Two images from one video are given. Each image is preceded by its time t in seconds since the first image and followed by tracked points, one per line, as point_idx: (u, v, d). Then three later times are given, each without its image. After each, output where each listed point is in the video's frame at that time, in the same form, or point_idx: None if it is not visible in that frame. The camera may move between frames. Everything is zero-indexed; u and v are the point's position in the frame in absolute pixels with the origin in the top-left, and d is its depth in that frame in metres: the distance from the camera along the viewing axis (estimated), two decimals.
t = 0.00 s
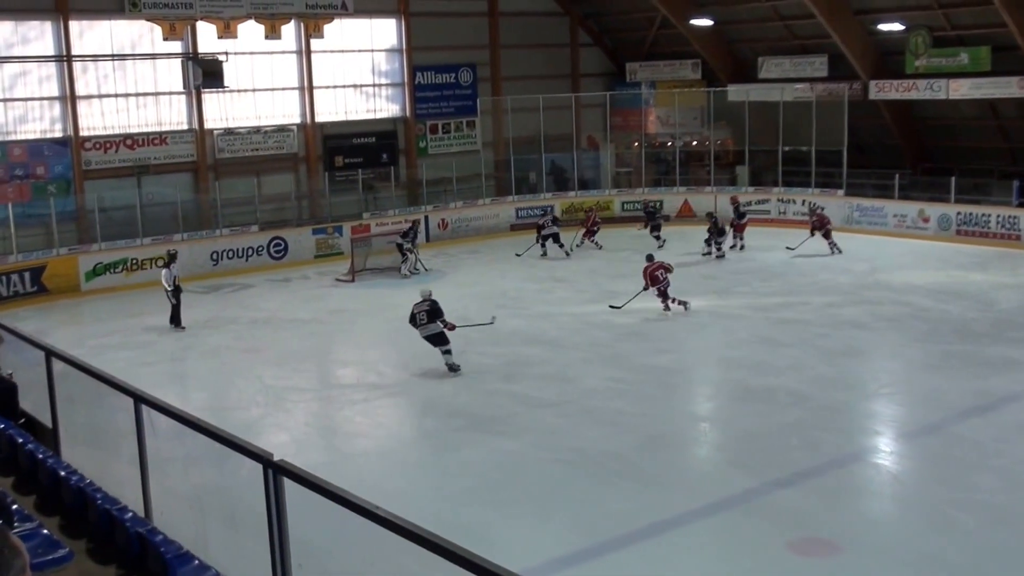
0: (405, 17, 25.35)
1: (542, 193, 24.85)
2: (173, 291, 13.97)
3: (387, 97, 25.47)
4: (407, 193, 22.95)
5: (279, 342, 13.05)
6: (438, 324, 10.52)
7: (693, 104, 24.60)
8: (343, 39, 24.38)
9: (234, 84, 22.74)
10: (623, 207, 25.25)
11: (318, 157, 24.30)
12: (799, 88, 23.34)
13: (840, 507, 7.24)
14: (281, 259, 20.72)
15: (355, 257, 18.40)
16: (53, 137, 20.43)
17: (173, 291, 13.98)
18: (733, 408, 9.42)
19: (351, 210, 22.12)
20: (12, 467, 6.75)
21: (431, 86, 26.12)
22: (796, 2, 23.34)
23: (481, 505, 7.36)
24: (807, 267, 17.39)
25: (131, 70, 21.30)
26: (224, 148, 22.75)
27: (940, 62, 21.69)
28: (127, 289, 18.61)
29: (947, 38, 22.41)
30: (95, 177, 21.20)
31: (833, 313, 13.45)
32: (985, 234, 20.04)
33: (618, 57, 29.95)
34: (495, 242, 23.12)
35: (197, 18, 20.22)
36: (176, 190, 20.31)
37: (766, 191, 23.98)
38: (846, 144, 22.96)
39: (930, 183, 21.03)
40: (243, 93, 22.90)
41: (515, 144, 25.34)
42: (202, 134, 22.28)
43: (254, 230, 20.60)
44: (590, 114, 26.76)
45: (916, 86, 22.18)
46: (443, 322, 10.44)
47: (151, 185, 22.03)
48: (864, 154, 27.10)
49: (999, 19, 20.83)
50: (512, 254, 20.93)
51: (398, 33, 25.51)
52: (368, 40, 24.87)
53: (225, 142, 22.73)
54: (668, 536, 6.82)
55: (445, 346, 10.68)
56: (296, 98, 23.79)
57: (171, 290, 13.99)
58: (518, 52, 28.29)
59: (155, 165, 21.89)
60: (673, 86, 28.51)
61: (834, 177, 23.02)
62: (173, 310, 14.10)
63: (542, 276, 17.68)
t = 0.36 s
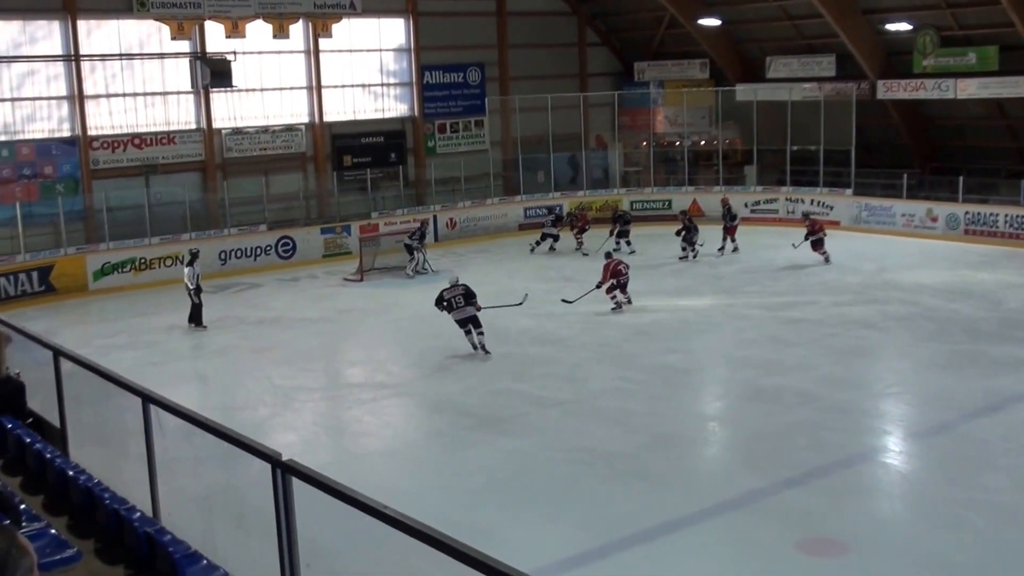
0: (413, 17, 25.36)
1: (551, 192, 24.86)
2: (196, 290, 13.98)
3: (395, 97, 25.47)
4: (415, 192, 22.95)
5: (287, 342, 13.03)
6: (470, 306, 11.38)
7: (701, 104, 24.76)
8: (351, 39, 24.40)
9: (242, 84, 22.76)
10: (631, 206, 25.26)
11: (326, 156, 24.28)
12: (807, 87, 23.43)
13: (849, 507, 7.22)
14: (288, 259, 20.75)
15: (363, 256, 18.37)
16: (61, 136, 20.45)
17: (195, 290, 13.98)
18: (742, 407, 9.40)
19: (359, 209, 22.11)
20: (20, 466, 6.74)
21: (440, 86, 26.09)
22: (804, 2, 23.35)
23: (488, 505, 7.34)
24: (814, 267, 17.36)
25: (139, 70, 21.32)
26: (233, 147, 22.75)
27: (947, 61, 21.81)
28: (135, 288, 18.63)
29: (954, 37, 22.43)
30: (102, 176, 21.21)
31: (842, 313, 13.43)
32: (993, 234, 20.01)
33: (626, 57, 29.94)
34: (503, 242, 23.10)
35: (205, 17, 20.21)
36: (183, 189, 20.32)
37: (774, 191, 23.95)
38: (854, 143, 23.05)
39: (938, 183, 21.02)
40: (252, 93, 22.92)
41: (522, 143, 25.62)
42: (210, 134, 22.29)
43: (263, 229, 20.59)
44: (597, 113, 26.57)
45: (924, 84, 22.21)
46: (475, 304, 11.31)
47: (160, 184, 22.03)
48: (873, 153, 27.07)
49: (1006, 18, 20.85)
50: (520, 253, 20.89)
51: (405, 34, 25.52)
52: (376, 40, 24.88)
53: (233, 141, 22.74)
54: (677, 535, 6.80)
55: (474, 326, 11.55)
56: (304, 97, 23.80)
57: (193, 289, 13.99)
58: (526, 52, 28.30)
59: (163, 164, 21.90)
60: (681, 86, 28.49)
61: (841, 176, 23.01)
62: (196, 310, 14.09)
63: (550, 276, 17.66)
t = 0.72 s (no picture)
0: (419, 15, 25.39)
1: (556, 192, 24.93)
2: (214, 287, 14.02)
3: (401, 96, 25.49)
4: (421, 191, 22.99)
5: (293, 340, 13.05)
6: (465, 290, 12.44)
7: (706, 103, 24.60)
8: (358, 38, 24.42)
9: (249, 83, 22.81)
10: (637, 206, 25.31)
11: (332, 155, 24.34)
12: (812, 86, 23.29)
13: (853, 506, 7.23)
14: (295, 258, 20.82)
15: (369, 255, 18.33)
16: (69, 135, 20.52)
17: (212, 286, 14.02)
18: (747, 406, 9.42)
19: (365, 208, 22.16)
20: (28, 462, 6.77)
21: (445, 85, 26.19)
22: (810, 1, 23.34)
23: (494, 503, 7.36)
24: (820, 265, 17.36)
25: (146, 69, 21.36)
26: (239, 146, 22.85)
27: (954, 61, 21.73)
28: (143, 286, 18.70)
29: (960, 36, 22.40)
30: (109, 175, 21.28)
31: (847, 311, 13.43)
32: (998, 233, 19.98)
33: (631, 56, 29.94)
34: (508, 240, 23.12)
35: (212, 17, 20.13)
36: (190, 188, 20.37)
37: (779, 190, 23.94)
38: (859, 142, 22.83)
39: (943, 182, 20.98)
40: (258, 92, 22.97)
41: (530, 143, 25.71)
42: (216, 133, 22.34)
43: (269, 228, 20.64)
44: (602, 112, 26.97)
45: (930, 83, 22.17)
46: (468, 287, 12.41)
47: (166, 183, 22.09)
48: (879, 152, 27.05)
49: (1012, 17, 20.80)
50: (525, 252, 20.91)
51: (412, 33, 25.53)
52: (382, 38, 24.90)
53: (240, 140, 22.83)
54: (683, 534, 6.82)
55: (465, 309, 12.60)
56: (310, 96, 23.84)
57: (209, 287, 14.04)
58: (532, 51, 28.33)
59: (170, 163, 21.95)
60: (687, 85, 28.50)
61: (846, 175, 22.96)
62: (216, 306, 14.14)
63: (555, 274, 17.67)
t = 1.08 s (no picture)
0: (425, 13, 25.43)
1: (562, 189, 24.90)
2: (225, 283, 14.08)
3: (407, 93, 25.46)
4: (427, 188, 23.01)
5: (300, 337, 13.07)
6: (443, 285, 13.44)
7: (712, 101, 24.74)
8: (364, 36, 24.47)
9: (255, 80, 22.87)
10: (642, 203, 25.26)
11: (338, 153, 24.36)
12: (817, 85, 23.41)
13: (858, 504, 7.24)
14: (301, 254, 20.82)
15: (374, 252, 18.33)
16: (77, 131, 20.61)
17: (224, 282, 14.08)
18: (752, 404, 9.43)
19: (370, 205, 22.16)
20: (35, 456, 6.81)
21: (451, 82, 26.11)
22: None
23: (500, 499, 7.38)
24: (826, 264, 17.34)
25: (153, 67, 21.44)
26: (246, 143, 22.85)
27: (960, 59, 21.60)
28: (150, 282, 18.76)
29: (966, 35, 22.34)
30: (116, 171, 21.31)
31: (853, 310, 13.42)
32: (1004, 232, 19.93)
33: (638, 54, 29.93)
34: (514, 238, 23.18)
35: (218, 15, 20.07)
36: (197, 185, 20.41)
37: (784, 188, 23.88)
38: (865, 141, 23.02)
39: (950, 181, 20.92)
40: (264, 90, 23.03)
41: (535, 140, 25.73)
42: (223, 130, 22.39)
43: (275, 224, 20.68)
44: (608, 110, 26.42)
45: (936, 82, 22.15)
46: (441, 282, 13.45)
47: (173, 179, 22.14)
48: (885, 151, 26.99)
49: (1019, 15, 20.72)
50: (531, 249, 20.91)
51: (418, 30, 25.58)
52: (388, 36, 24.94)
53: (246, 137, 22.83)
54: (688, 532, 6.83)
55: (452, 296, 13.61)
56: (316, 94, 23.89)
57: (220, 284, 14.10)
58: (538, 49, 28.33)
59: (178, 159, 21.98)
60: (693, 83, 28.49)
61: (852, 174, 22.92)
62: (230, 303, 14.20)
63: (560, 272, 17.66)
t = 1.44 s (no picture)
0: (445, 8, 25.46)
1: (580, 183, 24.82)
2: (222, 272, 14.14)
3: (427, 88, 25.54)
4: (446, 182, 23.05)
5: (318, 330, 13.12)
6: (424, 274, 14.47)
7: (731, 96, 24.74)
8: (382, 31, 24.47)
9: (275, 74, 22.95)
10: (660, 198, 25.26)
11: (357, 146, 24.43)
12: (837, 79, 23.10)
13: (874, 500, 7.23)
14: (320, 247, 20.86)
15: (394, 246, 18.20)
16: (98, 125, 20.72)
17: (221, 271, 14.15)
18: (769, 399, 9.43)
19: (389, 198, 22.23)
20: (56, 447, 6.86)
21: (469, 77, 26.25)
22: None
23: (517, 493, 7.40)
24: (844, 259, 17.30)
25: (173, 60, 21.51)
26: (265, 136, 22.87)
27: (979, 55, 21.47)
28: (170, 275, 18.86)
29: (986, 30, 22.21)
30: (136, 164, 21.41)
31: (871, 306, 13.39)
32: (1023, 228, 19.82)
33: (656, 50, 29.93)
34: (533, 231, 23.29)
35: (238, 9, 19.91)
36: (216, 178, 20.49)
37: (802, 184, 23.87)
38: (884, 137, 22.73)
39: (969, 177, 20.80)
40: (284, 83, 23.11)
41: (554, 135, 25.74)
42: (243, 124, 22.49)
43: (294, 218, 20.74)
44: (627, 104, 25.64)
45: (955, 78, 21.99)
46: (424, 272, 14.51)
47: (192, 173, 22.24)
48: (905, 147, 26.89)
49: None
50: (549, 244, 20.91)
51: (437, 25, 25.60)
52: (408, 30, 24.95)
53: (266, 131, 22.88)
54: (704, 526, 6.84)
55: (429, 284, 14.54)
56: (336, 88, 23.95)
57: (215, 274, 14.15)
58: (556, 44, 28.35)
59: (197, 153, 22.05)
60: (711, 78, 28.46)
61: (871, 170, 22.83)
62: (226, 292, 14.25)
63: (577, 267, 17.67)
